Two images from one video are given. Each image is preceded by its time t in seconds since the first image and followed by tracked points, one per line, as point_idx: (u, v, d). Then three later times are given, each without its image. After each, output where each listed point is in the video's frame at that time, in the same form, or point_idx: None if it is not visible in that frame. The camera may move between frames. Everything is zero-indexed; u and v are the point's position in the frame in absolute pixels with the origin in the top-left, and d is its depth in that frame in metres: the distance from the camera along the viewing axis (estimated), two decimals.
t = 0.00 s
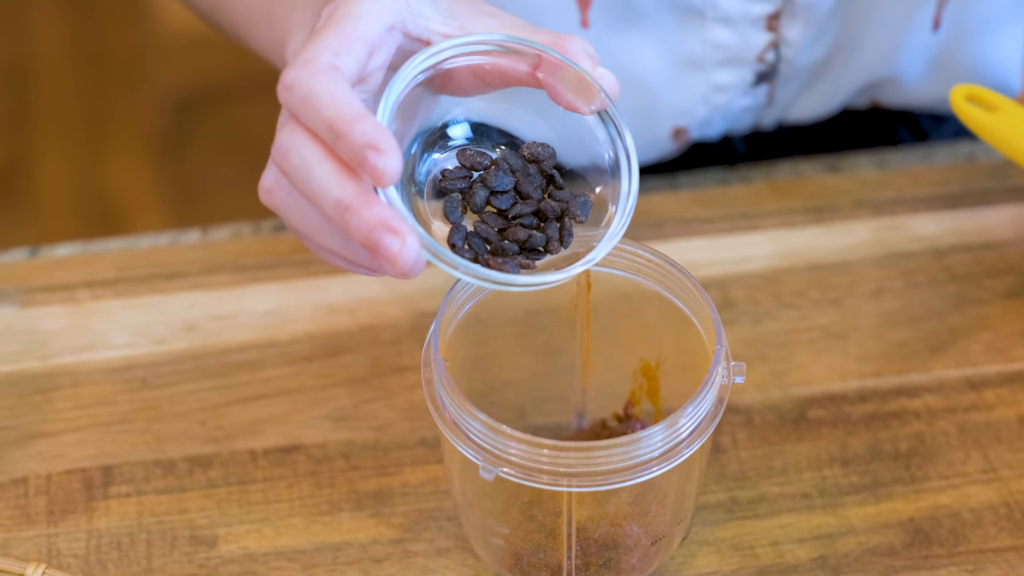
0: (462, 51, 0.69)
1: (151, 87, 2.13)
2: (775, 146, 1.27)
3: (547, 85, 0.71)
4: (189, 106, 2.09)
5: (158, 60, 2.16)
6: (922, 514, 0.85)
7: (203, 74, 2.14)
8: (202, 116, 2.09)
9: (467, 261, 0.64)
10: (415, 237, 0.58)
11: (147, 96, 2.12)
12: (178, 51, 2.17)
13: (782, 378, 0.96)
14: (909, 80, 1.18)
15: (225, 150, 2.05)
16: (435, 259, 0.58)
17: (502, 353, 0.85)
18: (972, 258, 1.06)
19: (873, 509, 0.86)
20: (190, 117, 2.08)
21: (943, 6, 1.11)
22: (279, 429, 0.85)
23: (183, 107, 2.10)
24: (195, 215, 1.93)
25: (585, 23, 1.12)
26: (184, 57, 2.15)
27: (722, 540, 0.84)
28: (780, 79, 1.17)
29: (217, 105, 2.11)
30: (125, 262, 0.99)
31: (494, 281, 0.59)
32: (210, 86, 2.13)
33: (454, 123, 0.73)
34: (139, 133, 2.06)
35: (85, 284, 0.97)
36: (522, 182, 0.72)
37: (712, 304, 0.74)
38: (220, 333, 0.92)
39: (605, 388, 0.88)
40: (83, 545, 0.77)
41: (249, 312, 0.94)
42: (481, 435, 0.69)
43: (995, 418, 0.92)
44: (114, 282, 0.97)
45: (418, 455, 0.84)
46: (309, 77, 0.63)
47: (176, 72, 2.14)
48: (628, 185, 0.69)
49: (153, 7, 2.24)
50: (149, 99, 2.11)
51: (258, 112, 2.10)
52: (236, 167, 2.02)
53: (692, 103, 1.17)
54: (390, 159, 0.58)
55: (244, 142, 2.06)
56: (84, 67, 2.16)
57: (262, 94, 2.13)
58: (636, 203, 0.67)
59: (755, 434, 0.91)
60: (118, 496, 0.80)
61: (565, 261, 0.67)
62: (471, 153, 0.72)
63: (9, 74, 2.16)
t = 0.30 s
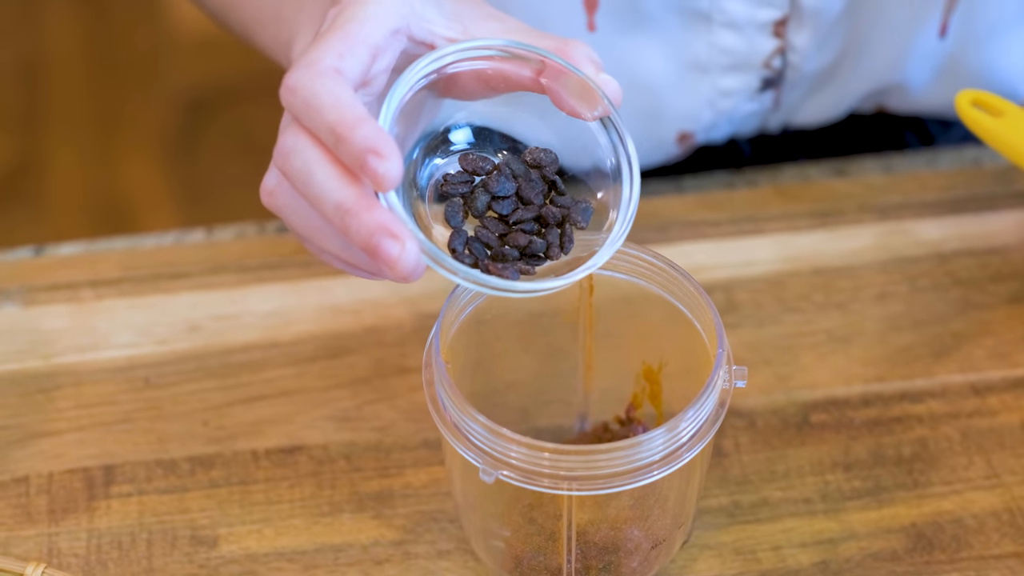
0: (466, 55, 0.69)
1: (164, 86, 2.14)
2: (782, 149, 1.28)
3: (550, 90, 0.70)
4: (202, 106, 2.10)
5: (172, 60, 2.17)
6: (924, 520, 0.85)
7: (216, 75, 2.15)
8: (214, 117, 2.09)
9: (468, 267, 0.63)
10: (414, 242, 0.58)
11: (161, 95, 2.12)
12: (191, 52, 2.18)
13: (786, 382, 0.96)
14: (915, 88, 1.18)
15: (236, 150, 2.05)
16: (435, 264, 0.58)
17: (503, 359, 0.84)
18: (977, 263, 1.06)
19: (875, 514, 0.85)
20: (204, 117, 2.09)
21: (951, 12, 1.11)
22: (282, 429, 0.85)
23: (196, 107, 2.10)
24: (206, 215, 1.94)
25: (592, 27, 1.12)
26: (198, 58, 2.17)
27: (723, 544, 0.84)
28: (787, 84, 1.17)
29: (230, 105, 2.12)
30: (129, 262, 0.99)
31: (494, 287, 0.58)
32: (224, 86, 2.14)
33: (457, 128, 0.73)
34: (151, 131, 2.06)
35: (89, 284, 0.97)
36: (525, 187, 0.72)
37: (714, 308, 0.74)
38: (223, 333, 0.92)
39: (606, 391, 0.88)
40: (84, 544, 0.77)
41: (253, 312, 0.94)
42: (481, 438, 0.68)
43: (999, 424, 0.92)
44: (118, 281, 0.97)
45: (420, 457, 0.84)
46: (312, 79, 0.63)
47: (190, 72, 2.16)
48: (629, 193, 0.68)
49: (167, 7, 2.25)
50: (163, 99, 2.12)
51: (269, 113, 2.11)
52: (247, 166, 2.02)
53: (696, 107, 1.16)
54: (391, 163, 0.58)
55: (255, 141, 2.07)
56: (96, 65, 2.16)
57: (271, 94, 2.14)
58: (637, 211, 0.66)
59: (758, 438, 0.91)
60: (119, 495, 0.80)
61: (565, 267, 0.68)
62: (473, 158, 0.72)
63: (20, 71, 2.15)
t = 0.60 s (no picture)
0: (467, 67, 0.68)
1: (171, 83, 2.14)
2: (783, 151, 1.28)
3: (553, 103, 0.70)
4: (209, 103, 2.10)
5: (179, 57, 2.17)
6: (924, 525, 0.85)
7: (225, 73, 2.15)
8: (222, 115, 2.09)
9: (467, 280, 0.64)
10: (414, 254, 0.58)
11: (167, 92, 2.12)
12: (198, 50, 2.18)
13: (786, 386, 0.95)
14: (919, 95, 1.17)
15: (244, 149, 2.05)
16: (434, 276, 0.58)
17: (503, 359, 0.84)
18: (979, 268, 1.06)
19: (874, 519, 0.85)
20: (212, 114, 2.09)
21: (956, 19, 1.10)
22: (283, 431, 0.85)
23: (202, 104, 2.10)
24: (213, 213, 1.93)
25: (596, 30, 1.12)
26: (205, 56, 2.17)
27: (723, 548, 0.84)
28: (789, 91, 1.17)
29: (238, 104, 2.11)
30: (130, 263, 0.99)
31: (492, 300, 0.58)
32: (231, 84, 2.14)
33: (458, 139, 0.73)
34: (159, 128, 2.06)
35: (90, 284, 0.96)
36: (526, 199, 0.72)
37: (713, 312, 0.73)
38: (225, 334, 0.92)
39: (606, 395, 0.88)
40: (83, 545, 0.77)
41: (254, 314, 0.93)
42: (480, 441, 0.68)
43: (999, 430, 0.91)
44: (119, 281, 0.97)
45: (420, 459, 0.84)
46: (313, 90, 0.63)
47: (197, 69, 2.15)
48: (628, 207, 0.67)
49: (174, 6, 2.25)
50: (170, 96, 2.11)
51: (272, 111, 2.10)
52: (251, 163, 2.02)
53: (699, 114, 1.16)
54: (392, 176, 0.58)
55: (258, 139, 2.06)
56: (105, 62, 2.16)
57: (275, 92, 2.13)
58: (637, 225, 0.66)
59: (757, 442, 0.91)
60: (119, 496, 0.80)
61: (565, 280, 0.68)
62: (474, 169, 0.72)
63: (27, 71, 2.15)
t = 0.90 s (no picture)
0: (476, 69, 0.67)
1: (182, 82, 2.14)
2: (790, 155, 1.28)
3: (562, 105, 0.69)
4: (221, 102, 2.11)
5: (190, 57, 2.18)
6: (927, 529, 0.84)
7: (236, 73, 2.16)
8: (233, 115, 2.09)
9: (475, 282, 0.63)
10: (422, 257, 0.57)
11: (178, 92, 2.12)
12: (210, 50, 2.19)
13: (790, 390, 0.95)
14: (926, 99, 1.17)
15: (254, 148, 2.05)
16: (443, 279, 0.58)
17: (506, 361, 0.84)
18: (983, 272, 1.05)
19: (878, 523, 0.85)
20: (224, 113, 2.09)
21: (962, 23, 1.11)
22: (286, 432, 0.85)
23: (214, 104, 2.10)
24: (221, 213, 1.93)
25: (602, 35, 1.12)
26: (217, 56, 2.18)
27: (725, 551, 0.84)
28: (797, 96, 1.17)
29: (249, 103, 2.12)
30: (135, 263, 0.99)
31: (500, 302, 0.58)
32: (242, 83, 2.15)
33: (467, 142, 0.73)
34: (169, 128, 2.06)
35: (94, 284, 0.96)
36: (535, 202, 0.72)
37: (717, 315, 0.73)
38: (228, 334, 0.92)
39: (610, 397, 0.87)
40: (86, 545, 0.77)
41: (258, 315, 0.93)
42: (482, 443, 0.68)
43: (1003, 434, 0.91)
44: (123, 282, 0.97)
45: (422, 461, 0.84)
46: (322, 92, 0.63)
47: (209, 69, 2.16)
48: (638, 210, 0.67)
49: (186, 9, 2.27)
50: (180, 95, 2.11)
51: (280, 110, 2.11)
52: (258, 161, 2.03)
53: (705, 115, 1.16)
54: (400, 178, 0.57)
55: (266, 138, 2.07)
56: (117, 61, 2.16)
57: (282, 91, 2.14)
58: (647, 227, 0.65)
59: (760, 445, 0.91)
60: (122, 497, 0.80)
61: (573, 284, 0.68)
62: (483, 172, 0.72)
63: (37, 71, 2.15)
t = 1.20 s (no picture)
0: (489, 79, 0.67)
1: (188, 82, 2.14)
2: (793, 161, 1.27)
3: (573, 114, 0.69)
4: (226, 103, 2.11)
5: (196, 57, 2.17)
6: (928, 533, 0.84)
7: (243, 74, 2.16)
8: (238, 115, 2.09)
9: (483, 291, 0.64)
10: (433, 266, 0.57)
11: (185, 92, 2.12)
12: (216, 50, 2.19)
13: (792, 393, 0.95)
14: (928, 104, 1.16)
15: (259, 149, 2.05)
16: (454, 289, 0.57)
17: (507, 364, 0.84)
18: (986, 276, 1.05)
19: (878, 527, 0.85)
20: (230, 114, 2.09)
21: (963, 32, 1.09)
22: (287, 434, 0.85)
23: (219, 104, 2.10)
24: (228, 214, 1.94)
25: (603, 41, 1.12)
26: (223, 57, 2.18)
27: (726, 555, 0.84)
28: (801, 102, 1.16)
29: (253, 103, 2.11)
30: (136, 264, 0.99)
31: (510, 312, 0.57)
32: (248, 83, 2.14)
33: (477, 151, 0.73)
34: (176, 128, 2.06)
35: (96, 285, 0.97)
36: (545, 212, 0.72)
37: (716, 319, 0.73)
38: (230, 336, 0.92)
39: (612, 401, 0.87)
40: (85, 547, 0.77)
41: (259, 317, 0.94)
42: (481, 446, 0.68)
43: (1004, 438, 0.91)
44: (124, 283, 0.97)
45: (423, 464, 0.83)
46: (334, 102, 0.63)
47: (215, 69, 2.16)
48: (649, 220, 0.66)
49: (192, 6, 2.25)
50: (187, 95, 2.11)
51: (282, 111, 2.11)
52: (261, 162, 2.03)
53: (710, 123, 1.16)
54: (412, 188, 0.57)
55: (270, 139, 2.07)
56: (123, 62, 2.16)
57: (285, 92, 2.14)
58: (657, 239, 0.65)
59: (762, 448, 0.91)
60: (121, 499, 0.80)
61: (582, 296, 0.68)
62: (494, 181, 0.72)
63: (44, 71, 2.15)
